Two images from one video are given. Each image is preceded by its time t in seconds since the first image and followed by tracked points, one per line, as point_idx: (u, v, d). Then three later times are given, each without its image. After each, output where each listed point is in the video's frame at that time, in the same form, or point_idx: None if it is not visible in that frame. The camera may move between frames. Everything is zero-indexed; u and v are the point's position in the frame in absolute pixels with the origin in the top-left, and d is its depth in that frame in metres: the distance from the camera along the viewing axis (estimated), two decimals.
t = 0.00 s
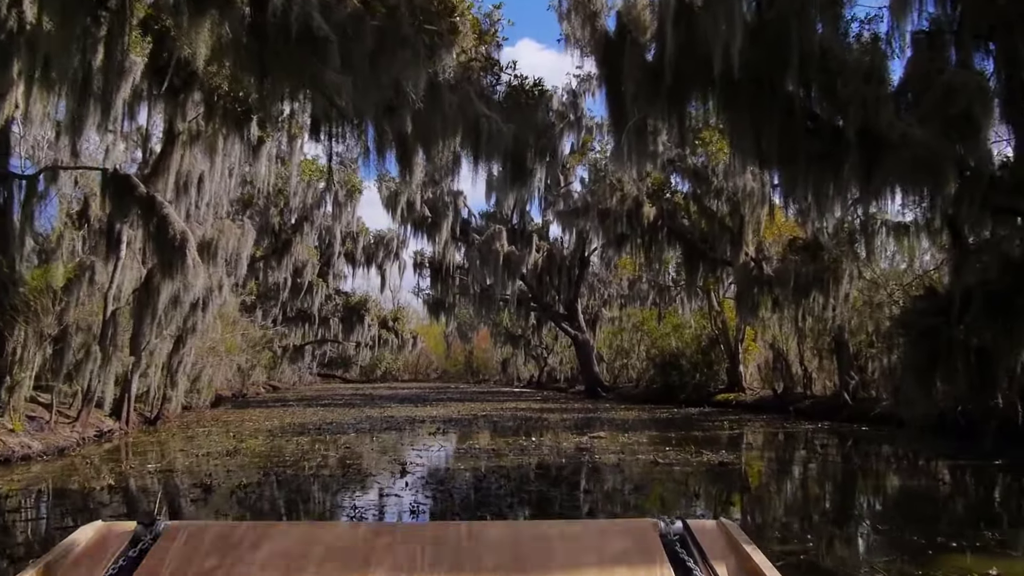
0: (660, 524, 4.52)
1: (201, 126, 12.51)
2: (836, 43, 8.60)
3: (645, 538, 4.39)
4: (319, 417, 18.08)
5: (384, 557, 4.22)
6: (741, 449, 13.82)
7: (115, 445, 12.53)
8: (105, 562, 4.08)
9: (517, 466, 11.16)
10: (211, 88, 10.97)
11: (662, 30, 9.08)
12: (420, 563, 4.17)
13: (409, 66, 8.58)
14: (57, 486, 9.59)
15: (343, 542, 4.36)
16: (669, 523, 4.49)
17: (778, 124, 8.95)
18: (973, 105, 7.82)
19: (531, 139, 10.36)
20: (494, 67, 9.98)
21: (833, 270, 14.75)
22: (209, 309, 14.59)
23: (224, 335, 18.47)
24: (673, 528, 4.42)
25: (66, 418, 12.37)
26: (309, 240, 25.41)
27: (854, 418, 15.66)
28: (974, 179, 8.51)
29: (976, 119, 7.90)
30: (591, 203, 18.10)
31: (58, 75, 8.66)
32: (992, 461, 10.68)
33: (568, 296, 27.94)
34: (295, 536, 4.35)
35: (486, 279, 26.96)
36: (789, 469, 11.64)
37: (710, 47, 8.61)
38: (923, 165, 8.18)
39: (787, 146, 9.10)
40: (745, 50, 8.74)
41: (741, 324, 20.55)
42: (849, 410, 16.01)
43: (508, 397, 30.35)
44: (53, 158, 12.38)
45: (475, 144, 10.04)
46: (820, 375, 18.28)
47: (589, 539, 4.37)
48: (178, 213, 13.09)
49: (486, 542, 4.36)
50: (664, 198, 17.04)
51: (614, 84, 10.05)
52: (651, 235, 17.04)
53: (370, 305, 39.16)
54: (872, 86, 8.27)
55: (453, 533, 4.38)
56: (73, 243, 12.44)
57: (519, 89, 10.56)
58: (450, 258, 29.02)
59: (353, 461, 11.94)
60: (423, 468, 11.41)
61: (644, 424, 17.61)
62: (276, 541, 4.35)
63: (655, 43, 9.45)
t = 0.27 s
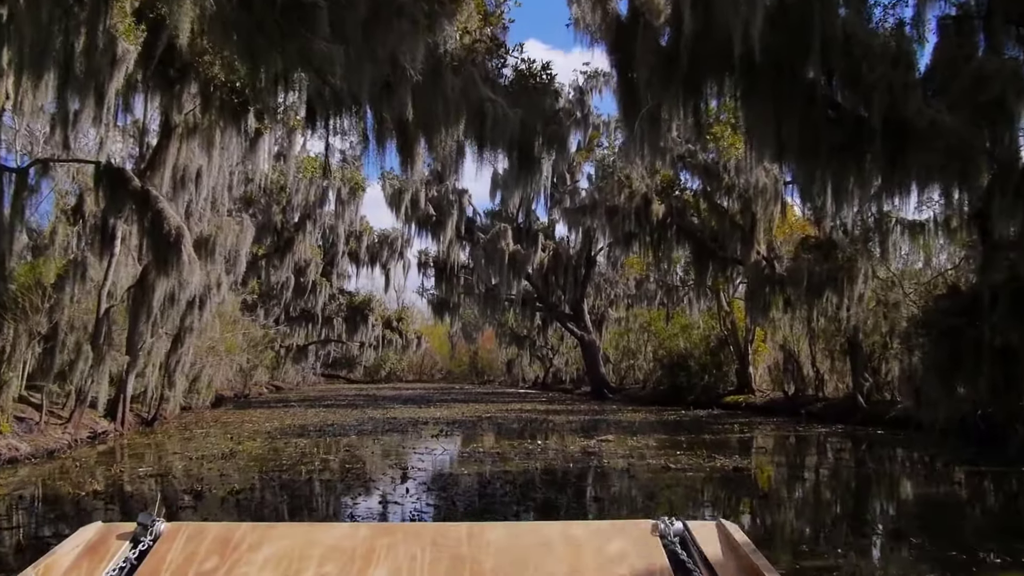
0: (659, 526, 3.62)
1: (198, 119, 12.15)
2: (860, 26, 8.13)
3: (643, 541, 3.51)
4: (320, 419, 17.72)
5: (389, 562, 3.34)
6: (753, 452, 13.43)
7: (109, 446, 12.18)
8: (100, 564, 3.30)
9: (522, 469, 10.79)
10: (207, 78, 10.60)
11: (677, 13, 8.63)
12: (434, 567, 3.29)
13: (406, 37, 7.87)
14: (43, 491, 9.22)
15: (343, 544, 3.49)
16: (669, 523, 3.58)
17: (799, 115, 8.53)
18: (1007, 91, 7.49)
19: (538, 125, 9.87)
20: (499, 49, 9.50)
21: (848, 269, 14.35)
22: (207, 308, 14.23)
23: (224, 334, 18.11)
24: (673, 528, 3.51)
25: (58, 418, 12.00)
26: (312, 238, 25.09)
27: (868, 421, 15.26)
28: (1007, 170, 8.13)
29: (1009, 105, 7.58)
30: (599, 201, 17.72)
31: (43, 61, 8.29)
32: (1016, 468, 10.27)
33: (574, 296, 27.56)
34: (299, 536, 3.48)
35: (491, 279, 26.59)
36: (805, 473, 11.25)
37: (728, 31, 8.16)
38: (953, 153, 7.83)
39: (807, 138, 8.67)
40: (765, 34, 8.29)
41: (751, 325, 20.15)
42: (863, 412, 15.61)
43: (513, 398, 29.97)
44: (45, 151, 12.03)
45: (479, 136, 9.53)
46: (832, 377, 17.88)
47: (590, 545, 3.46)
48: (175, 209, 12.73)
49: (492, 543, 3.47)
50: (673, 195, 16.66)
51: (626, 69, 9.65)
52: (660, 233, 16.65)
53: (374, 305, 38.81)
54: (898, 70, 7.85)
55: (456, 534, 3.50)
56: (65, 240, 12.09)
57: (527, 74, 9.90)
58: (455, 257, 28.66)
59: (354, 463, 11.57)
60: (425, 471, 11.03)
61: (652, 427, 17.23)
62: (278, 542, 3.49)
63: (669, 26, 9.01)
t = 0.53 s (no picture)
0: (660, 528, 3.15)
1: (193, 111, 11.79)
2: (884, 9, 7.85)
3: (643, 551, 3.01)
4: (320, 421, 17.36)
5: (385, 566, 2.94)
6: (764, 456, 13.02)
7: (101, 449, 11.80)
8: (98, 567, 2.87)
9: (526, 472, 10.42)
10: (201, 69, 10.24)
11: None
12: (432, 570, 2.89)
13: (400, 4, 7.43)
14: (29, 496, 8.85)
15: (343, 547, 3.09)
16: (670, 524, 3.12)
17: (819, 104, 8.23)
18: None
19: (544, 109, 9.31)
20: (505, 30, 9.13)
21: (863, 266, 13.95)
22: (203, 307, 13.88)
23: (222, 334, 17.74)
24: (673, 527, 3.05)
25: (49, 420, 11.64)
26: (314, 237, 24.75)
27: (882, 424, 14.86)
28: None
29: None
30: (605, 198, 17.35)
31: (28, 49, 7.93)
32: None
33: (579, 296, 27.19)
34: (300, 538, 3.08)
35: (495, 279, 26.22)
36: (819, 477, 10.87)
37: (746, 14, 7.80)
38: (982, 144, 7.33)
39: (828, 127, 8.36)
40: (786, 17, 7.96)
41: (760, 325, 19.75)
42: (877, 414, 15.19)
43: (517, 400, 29.59)
44: (35, 146, 11.68)
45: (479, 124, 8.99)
46: (844, 378, 17.47)
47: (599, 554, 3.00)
48: (170, 204, 12.37)
49: (492, 546, 3.03)
50: (681, 192, 16.29)
51: (639, 55, 9.30)
52: (668, 231, 16.28)
53: (377, 305, 38.45)
54: (924, 54, 7.58)
55: (455, 536, 3.07)
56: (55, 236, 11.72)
57: (533, 55, 9.34)
58: (459, 257, 28.30)
59: (353, 467, 11.18)
60: (428, 474, 10.64)
61: (659, 429, 16.85)
62: (278, 545, 3.08)
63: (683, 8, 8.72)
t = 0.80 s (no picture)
0: (657, 531, 3.78)
1: (184, 106, 11.45)
2: None
3: (641, 547, 3.66)
4: (318, 425, 17.00)
5: (385, 567, 3.58)
6: (775, 459, 12.63)
7: (89, 455, 11.41)
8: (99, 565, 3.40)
9: (530, 476, 10.06)
10: (191, 60, 9.87)
11: None
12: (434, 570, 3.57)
13: None
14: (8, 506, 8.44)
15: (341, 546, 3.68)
16: (666, 527, 3.76)
17: (843, 91, 7.48)
18: None
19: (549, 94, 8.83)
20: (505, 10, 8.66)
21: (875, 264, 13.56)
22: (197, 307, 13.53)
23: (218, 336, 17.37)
24: (670, 532, 3.64)
25: (35, 424, 11.28)
26: (313, 237, 24.42)
27: (894, 426, 14.48)
28: None
29: None
30: (608, 197, 17.00)
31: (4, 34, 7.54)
32: None
33: (582, 297, 26.81)
34: (298, 537, 3.66)
35: (497, 280, 25.86)
36: (833, 482, 10.47)
37: None
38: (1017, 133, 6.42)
39: (850, 114, 7.65)
40: None
41: (767, 326, 19.38)
42: (890, 417, 14.78)
43: (519, 402, 29.20)
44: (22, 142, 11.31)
45: (482, 112, 8.61)
46: (854, 380, 17.08)
47: (588, 549, 3.66)
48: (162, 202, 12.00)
49: (489, 547, 3.69)
50: (686, 190, 15.93)
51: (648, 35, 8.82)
52: (673, 229, 15.92)
53: (377, 307, 38.08)
54: (956, 34, 6.69)
55: (454, 537, 3.75)
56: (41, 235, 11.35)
57: (537, 36, 8.84)
58: (460, 258, 27.95)
59: (349, 472, 10.77)
60: (427, 478, 10.24)
61: (664, 432, 16.48)
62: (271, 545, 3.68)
63: None
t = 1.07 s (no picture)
0: (653, 534, 4.47)
1: (175, 97, 11.09)
2: None
3: (636, 546, 4.34)
4: (317, 427, 16.65)
5: (381, 567, 4.18)
6: (785, 462, 12.25)
7: (78, 458, 11.04)
8: (94, 567, 4.05)
9: (532, 479, 9.70)
10: (182, 48, 9.50)
11: None
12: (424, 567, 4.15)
13: None
14: None
15: (336, 548, 4.31)
16: (662, 530, 4.45)
17: (866, 76, 7.08)
18: None
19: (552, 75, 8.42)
20: None
21: (888, 262, 13.18)
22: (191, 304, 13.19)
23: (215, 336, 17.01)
24: (665, 534, 4.38)
25: (21, 426, 10.90)
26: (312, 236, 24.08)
27: (907, 428, 14.10)
28: None
29: None
30: (613, 192, 16.64)
31: None
32: None
33: (586, 296, 26.44)
34: (288, 543, 4.29)
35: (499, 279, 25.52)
36: (848, 486, 10.09)
37: None
38: None
39: (873, 101, 7.25)
40: None
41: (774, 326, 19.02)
42: (902, 418, 14.40)
43: (522, 403, 28.83)
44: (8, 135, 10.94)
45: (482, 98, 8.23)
46: (864, 381, 16.71)
47: (585, 552, 4.27)
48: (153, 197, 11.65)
49: (483, 553, 4.27)
50: (692, 186, 15.57)
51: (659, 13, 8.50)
52: (679, 226, 15.56)
53: (378, 307, 37.71)
54: (989, 10, 6.11)
55: (449, 540, 4.34)
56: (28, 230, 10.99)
57: (541, 13, 8.49)
58: (462, 257, 27.59)
59: (346, 475, 10.40)
60: (427, 482, 9.87)
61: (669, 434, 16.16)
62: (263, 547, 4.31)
63: None
